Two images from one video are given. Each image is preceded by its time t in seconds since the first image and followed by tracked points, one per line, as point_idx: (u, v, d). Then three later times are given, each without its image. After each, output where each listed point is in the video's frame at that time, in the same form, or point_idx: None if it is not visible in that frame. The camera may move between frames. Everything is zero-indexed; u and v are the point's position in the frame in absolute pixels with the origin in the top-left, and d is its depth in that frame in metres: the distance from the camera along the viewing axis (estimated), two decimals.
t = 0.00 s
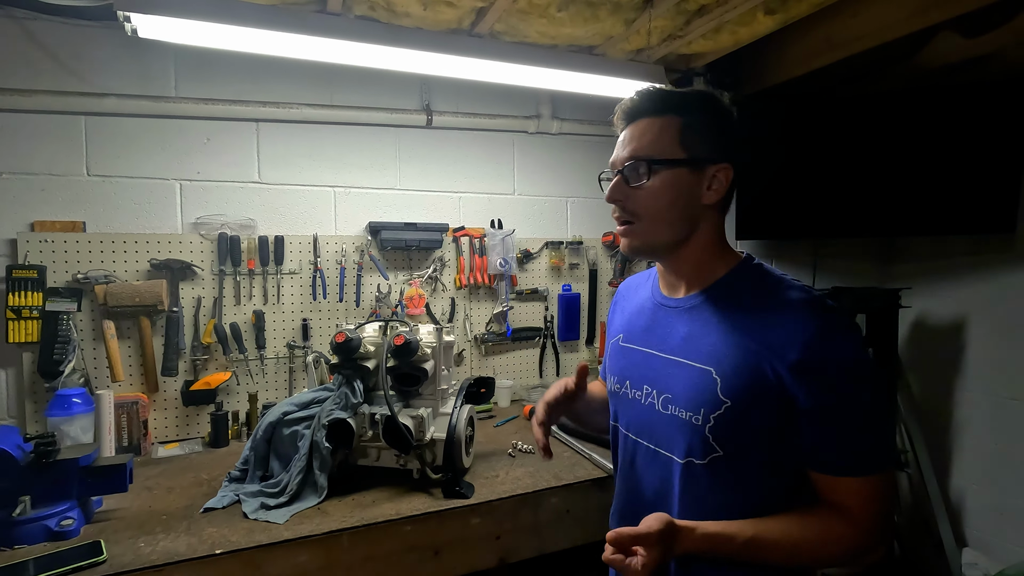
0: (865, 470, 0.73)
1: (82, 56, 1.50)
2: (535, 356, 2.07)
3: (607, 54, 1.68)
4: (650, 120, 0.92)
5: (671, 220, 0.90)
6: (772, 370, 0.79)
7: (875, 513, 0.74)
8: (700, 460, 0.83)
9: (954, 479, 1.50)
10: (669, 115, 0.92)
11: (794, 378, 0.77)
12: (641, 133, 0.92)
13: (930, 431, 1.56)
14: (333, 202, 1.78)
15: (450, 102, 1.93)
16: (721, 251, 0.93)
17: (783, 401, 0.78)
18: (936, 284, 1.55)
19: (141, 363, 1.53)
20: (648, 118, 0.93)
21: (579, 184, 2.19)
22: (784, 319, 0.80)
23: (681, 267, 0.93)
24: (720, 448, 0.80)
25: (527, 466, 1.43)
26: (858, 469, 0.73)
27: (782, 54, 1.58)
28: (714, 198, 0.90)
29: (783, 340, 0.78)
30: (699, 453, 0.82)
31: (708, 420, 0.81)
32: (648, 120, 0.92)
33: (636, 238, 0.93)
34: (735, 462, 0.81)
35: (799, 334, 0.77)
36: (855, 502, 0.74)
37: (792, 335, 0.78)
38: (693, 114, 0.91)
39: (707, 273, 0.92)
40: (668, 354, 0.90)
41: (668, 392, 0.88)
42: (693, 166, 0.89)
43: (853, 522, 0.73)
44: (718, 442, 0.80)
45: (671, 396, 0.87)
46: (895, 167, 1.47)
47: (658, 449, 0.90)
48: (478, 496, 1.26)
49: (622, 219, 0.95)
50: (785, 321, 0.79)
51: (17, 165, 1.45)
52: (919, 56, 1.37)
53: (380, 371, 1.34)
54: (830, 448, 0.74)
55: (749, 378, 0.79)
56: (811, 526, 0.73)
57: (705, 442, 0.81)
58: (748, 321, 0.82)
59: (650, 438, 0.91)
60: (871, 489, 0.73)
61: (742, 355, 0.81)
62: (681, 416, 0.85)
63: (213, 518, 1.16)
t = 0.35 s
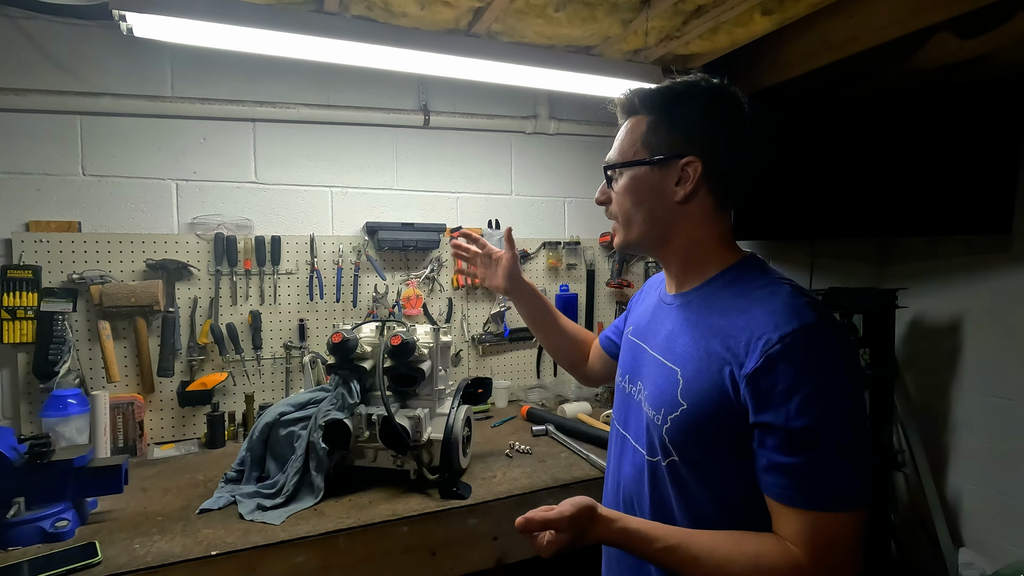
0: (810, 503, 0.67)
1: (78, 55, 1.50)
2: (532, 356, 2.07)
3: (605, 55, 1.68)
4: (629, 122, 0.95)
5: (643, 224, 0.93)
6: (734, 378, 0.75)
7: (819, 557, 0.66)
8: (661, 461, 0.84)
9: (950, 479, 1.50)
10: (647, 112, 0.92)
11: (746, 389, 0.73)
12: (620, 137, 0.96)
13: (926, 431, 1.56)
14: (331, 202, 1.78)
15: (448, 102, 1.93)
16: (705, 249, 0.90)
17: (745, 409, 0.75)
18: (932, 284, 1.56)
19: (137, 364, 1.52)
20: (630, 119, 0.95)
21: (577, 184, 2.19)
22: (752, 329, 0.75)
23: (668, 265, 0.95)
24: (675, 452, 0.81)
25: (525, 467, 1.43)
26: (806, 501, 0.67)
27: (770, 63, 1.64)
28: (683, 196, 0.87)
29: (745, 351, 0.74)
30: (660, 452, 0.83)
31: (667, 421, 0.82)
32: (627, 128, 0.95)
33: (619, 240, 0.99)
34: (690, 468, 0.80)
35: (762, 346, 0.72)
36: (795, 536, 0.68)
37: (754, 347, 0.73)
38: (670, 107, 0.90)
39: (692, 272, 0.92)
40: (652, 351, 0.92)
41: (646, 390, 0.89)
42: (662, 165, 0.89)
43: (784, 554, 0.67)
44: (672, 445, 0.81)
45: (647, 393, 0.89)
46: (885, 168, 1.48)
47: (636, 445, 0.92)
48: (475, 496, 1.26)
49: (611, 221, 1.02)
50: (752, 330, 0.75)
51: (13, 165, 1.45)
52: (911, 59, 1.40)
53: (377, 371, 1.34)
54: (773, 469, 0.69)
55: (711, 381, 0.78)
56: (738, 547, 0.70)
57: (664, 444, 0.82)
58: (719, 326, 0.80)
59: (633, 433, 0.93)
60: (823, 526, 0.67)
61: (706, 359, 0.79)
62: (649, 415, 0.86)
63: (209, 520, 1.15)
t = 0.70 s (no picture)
0: (816, 528, 0.67)
1: (79, 54, 1.50)
2: (533, 356, 2.07)
3: (606, 54, 1.68)
4: (615, 128, 0.95)
5: (637, 231, 0.94)
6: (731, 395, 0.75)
7: None
8: (660, 476, 0.84)
9: (952, 480, 1.50)
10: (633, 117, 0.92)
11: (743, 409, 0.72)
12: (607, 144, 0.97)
13: (928, 432, 1.56)
14: (332, 201, 1.78)
15: (449, 101, 1.93)
16: (703, 254, 0.89)
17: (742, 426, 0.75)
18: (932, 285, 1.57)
19: (138, 363, 1.52)
20: (616, 125, 0.95)
21: (578, 184, 2.19)
22: (749, 347, 0.74)
23: (665, 271, 0.95)
24: (674, 469, 0.81)
25: (525, 466, 1.43)
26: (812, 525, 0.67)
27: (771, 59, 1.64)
28: (675, 202, 0.87)
29: (742, 370, 0.73)
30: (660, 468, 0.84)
31: (664, 437, 0.82)
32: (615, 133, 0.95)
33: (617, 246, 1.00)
34: (691, 486, 0.80)
35: (759, 365, 0.71)
36: (806, 559, 0.68)
37: (750, 367, 0.72)
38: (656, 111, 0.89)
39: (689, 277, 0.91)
40: (650, 361, 0.92)
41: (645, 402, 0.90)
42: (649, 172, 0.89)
43: None
44: (671, 462, 0.81)
45: (646, 406, 0.89)
46: (887, 173, 1.48)
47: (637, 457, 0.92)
48: (476, 496, 1.26)
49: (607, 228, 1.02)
50: (749, 349, 0.73)
51: (14, 164, 1.45)
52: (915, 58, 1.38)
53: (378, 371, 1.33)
54: (777, 493, 0.69)
55: (707, 397, 0.78)
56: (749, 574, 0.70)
57: (663, 461, 0.83)
58: (717, 341, 0.79)
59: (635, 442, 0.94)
60: (832, 550, 0.66)
61: (704, 374, 0.79)
62: (648, 429, 0.86)
63: (210, 519, 1.15)
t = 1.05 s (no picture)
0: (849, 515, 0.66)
1: (81, 55, 1.50)
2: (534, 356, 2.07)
3: (607, 55, 1.68)
4: (706, 96, 0.81)
5: (708, 220, 0.83)
6: (762, 391, 0.74)
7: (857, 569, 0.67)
8: (683, 481, 0.82)
9: (952, 480, 1.50)
10: (722, 90, 0.81)
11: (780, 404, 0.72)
12: (695, 111, 0.81)
13: (928, 432, 1.56)
14: (333, 202, 1.78)
15: (449, 102, 1.93)
16: (738, 256, 0.88)
17: (770, 423, 0.74)
18: (932, 285, 1.56)
19: (139, 363, 1.53)
20: (704, 91, 0.81)
21: (579, 184, 2.19)
22: (777, 338, 0.74)
23: (696, 267, 0.88)
24: (701, 471, 0.78)
25: (526, 466, 1.43)
26: (843, 513, 0.67)
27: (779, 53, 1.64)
28: (749, 200, 0.85)
29: (774, 361, 0.73)
30: (683, 471, 0.81)
31: (689, 440, 0.79)
32: (708, 96, 0.81)
33: (668, 231, 0.84)
34: (715, 486, 0.78)
35: (793, 357, 0.71)
36: (831, 548, 0.68)
37: (784, 358, 0.72)
38: (747, 91, 0.81)
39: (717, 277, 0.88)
40: (656, 362, 0.89)
41: (655, 403, 0.87)
42: (743, 160, 0.81)
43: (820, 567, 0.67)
44: (698, 465, 0.78)
45: (657, 407, 0.86)
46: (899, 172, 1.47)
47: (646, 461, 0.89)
48: (477, 496, 1.26)
49: (652, 208, 0.85)
50: (778, 340, 0.73)
51: (15, 165, 1.45)
52: (918, 57, 1.40)
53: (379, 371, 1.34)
54: (811, 485, 0.69)
55: (735, 396, 0.76)
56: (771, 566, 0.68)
57: (688, 463, 0.80)
58: (739, 336, 0.78)
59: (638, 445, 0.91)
60: (859, 538, 0.67)
61: (729, 372, 0.77)
62: (663, 432, 0.83)
63: (212, 518, 1.15)
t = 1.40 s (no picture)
0: (912, 498, 0.66)
1: (81, 56, 1.50)
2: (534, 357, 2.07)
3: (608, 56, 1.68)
4: (738, 93, 0.80)
5: (739, 218, 0.82)
6: (805, 383, 0.74)
7: (920, 545, 0.67)
8: (723, 484, 0.79)
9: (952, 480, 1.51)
10: (752, 89, 0.80)
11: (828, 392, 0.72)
12: (731, 108, 0.79)
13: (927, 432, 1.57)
14: (333, 203, 1.78)
15: (450, 103, 1.94)
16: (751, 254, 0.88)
17: (810, 416, 0.74)
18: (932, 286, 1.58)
19: (141, 364, 1.53)
20: (735, 89, 0.80)
21: (579, 185, 2.19)
22: (814, 330, 0.73)
23: (717, 266, 0.86)
24: (748, 473, 0.76)
25: (527, 466, 1.43)
26: (905, 496, 0.66)
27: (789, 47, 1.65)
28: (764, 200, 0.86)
29: (815, 351, 0.73)
30: (725, 473, 0.78)
31: (733, 440, 0.76)
32: (739, 92, 0.80)
33: (705, 230, 0.81)
34: (760, 485, 0.77)
35: (833, 345, 0.72)
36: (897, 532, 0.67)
37: (825, 347, 0.72)
38: (771, 92, 0.81)
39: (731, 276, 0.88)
40: (677, 364, 0.85)
41: (681, 406, 0.83)
42: (767, 160, 0.82)
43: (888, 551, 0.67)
44: (744, 465, 0.76)
45: (685, 409, 0.82)
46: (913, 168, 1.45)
47: (673, 469, 0.85)
48: (478, 496, 1.26)
49: (687, 205, 0.81)
50: (815, 331, 0.73)
51: (17, 166, 1.45)
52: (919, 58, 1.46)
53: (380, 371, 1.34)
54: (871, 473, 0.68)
55: (776, 392, 0.74)
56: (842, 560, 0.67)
57: (733, 465, 0.77)
58: (773, 331, 0.77)
59: (657, 452, 0.87)
60: (921, 514, 0.67)
61: (768, 368, 0.75)
62: (699, 435, 0.80)
63: (213, 519, 1.16)
